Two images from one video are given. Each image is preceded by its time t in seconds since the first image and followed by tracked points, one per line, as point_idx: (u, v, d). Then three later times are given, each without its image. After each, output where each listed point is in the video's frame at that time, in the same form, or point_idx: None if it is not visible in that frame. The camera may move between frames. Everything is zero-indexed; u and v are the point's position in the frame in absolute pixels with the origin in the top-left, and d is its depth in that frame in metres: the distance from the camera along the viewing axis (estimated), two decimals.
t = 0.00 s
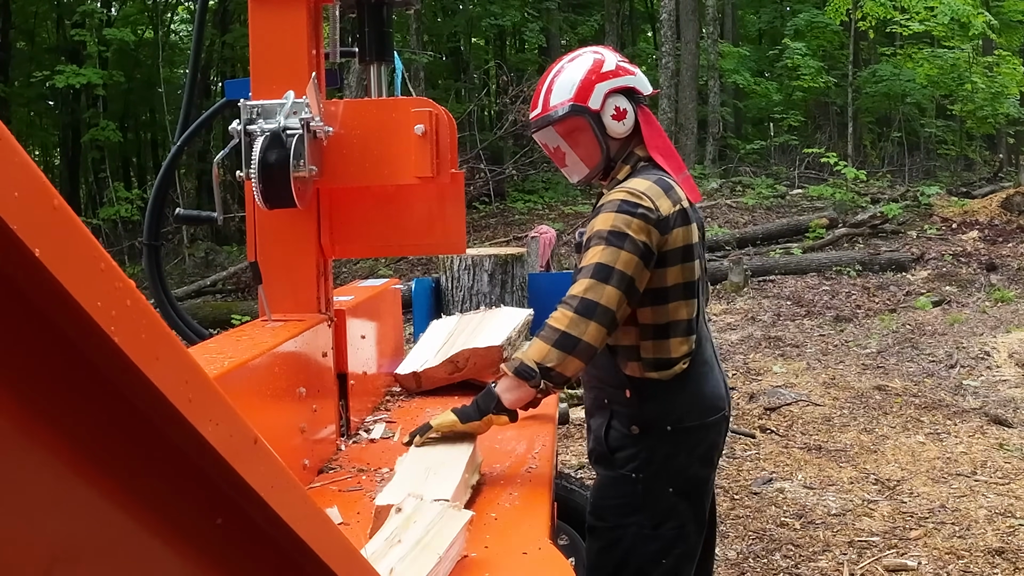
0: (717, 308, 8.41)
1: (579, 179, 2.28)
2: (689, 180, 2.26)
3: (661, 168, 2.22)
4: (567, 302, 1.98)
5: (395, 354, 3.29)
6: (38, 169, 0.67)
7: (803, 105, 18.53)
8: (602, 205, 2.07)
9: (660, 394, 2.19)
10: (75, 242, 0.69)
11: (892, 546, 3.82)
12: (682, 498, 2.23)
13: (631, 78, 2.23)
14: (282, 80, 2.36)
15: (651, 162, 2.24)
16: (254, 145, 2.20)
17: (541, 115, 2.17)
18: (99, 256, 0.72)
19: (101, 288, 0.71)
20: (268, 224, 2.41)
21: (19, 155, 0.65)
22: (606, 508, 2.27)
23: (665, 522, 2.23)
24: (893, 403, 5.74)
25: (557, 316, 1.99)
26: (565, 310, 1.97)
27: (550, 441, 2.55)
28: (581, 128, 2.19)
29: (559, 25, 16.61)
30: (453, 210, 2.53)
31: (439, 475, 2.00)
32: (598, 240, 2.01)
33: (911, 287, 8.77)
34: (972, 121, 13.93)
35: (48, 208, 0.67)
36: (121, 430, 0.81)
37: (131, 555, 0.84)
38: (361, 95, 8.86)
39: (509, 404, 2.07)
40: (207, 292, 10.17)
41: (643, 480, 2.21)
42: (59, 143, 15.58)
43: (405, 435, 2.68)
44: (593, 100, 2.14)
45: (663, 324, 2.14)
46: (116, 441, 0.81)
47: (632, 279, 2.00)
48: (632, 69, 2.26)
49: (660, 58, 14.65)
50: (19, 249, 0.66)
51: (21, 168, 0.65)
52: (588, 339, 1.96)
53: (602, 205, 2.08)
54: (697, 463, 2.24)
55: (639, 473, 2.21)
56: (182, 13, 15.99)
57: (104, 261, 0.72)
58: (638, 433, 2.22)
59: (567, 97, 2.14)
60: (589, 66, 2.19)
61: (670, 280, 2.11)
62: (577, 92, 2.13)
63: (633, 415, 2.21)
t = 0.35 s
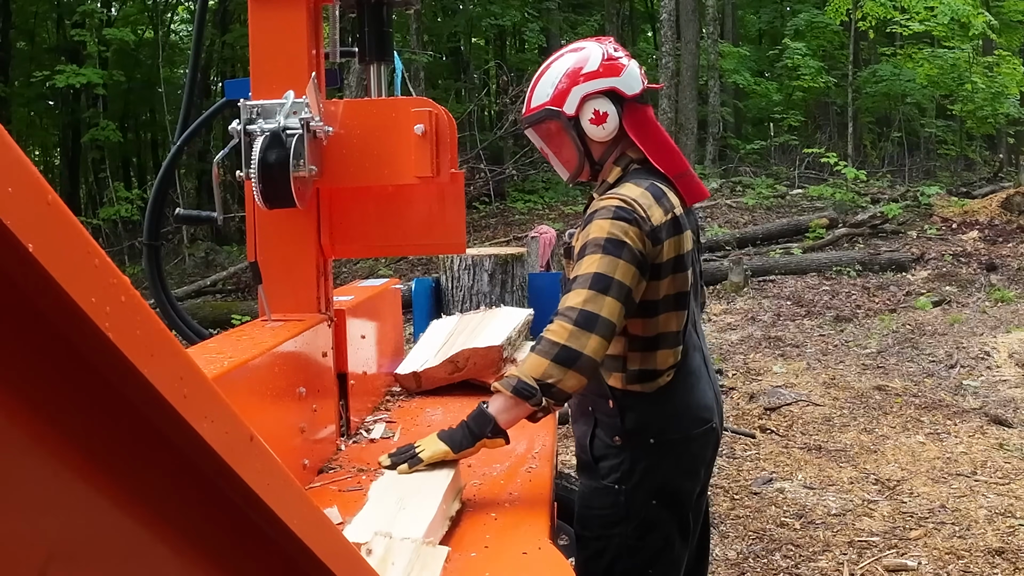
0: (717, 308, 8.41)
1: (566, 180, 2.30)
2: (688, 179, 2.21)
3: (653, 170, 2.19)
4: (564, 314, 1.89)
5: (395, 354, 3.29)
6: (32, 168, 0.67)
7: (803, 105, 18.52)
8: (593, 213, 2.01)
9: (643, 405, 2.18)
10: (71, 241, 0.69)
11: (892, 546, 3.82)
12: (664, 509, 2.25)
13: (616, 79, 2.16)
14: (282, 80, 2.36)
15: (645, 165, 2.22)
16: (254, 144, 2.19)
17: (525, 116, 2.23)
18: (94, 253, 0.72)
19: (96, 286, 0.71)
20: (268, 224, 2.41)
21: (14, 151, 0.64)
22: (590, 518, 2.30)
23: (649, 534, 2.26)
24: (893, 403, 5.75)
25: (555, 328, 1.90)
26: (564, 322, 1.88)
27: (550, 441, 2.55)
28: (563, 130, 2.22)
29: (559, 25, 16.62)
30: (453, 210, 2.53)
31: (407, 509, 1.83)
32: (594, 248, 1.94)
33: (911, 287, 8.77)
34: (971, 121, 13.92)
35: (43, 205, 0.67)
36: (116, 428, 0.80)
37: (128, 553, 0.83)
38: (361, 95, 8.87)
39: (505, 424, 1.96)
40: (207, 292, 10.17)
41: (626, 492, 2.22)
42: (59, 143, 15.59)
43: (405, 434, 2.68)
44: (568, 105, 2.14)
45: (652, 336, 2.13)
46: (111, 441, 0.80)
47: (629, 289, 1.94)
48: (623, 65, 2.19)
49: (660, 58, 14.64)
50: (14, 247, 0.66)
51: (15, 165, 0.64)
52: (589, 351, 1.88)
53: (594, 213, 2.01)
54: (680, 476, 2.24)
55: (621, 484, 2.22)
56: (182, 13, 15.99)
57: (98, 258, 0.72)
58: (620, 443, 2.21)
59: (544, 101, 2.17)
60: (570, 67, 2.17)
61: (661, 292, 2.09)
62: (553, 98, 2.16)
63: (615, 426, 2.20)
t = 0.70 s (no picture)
0: (717, 308, 8.41)
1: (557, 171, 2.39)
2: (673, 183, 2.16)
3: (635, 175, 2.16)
4: (546, 319, 1.88)
5: (395, 354, 3.29)
6: (34, 172, 0.67)
7: (803, 105, 18.53)
8: (584, 216, 2.00)
9: (643, 410, 2.19)
10: (72, 244, 0.69)
11: (892, 546, 3.83)
12: (667, 513, 2.28)
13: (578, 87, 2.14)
14: (282, 80, 2.36)
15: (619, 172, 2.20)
16: (254, 145, 2.19)
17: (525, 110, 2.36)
18: (96, 258, 0.72)
19: (97, 291, 0.71)
20: (268, 224, 2.41)
21: (15, 156, 0.64)
22: (592, 522, 2.32)
23: (651, 538, 2.29)
24: (893, 403, 5.75)
25: (536, 333, 1.88)
26: (544, 328, 1.87)
27: (550, 441, 2.55)
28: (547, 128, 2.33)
29: (559, 25, 16.62)
30: (453, 211, 2.53)
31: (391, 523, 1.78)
32: (581, 254, 1.93)
33: (911, 287, 8.77)
34: (971, 121, 13.93)
35: (45, 209, 0.67)
36: (115, 429, 0.80)
37: (128, 552, 0.84)
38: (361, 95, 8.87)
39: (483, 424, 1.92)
40: (208, 292, 10.17)
41: (627, 496, 2.24)
42: (59, 143, 15.59)
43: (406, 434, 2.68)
44: (538, 108, 2.24)
45: (648, 342, 2.12)
46: (112, 443, 0.80)
47: (615, 298, 1.92)
48: (591, 71, 2.15)
49: (660, 58, 14.65)
50: (15, 250, 0.66)
51: (17, 170, 0.65)
52: (569, 358, 1.86)
53: (584, 216, 2.00)
54: (681, 480, 2.26)
55: (623, 488, 2.24)
56: (182, 13, 16.00)
57: (101, 263, 0.72)
58: (621, 448, 2.22)
59: (529, 99, 2.30)
60: (550, 64, 2.21)
61: (653, 298, 2.07)
62: (531, 98, 2.26)
63: (616, 430, 2.21)
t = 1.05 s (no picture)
0: (717, 308, 8.41)
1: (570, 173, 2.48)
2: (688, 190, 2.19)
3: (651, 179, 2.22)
4: (599, 334, 2.01)
5: (395, 354, 3.29)
6: (36, 169, 0.67)
7: (803, 105, 18.52)
8: (611, 221, 2.07)
9: (655, 403, 2.25)
10: (72, 240, 0.69)
11: (892, 546, 3.82)
12: (672, 501, 2.32)
13: (589, 94, 2.21)
14: (282, 80, 2.36)
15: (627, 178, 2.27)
16: (254, 144, 2.19)
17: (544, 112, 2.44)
18: (98, 255, 0.72)
19: (98, 287, 0.71)
20: (269, 225, 2.41)
21: (17, 152, 0.64)
22: (599, 513, 2.33)
23: (657, 527, 2.32)
24: (893, 403, 5.75)
25: (590, 347, 2.03)
26: (598, 344, 2.01)
27: (549, 441, 2.55)
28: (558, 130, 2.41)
29: (559, 25, 16.62)
30: (453, 212, 2.53)
31: (389, 524, 1.77)
32: (617, 266, 2.03)
33: (911, 287, 8.77)
34: (971, 121, 13.93)
35: (45, 205, 0.67)
36: (115, 427, 0.80)
37: (129, 548, 0.83)
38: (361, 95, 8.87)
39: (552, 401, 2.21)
40: (207, 292, 10.17)
41: (637, 486, 2.27)
42: (59, 144, 15.60)
43: (405, 434, 2.68)
44: (553, 110, 2.32)
45: (669, 334, 2.23)
46: (112, 442, 0.80)
47: (655, 305, 2.03)
48: (603, 79, 2.20)
49: (660, 58, 14.64)
50: (17, 246, 0.66)
51: (18, 166, 0.65)
52: (623, 370, 2.00)
53: (612, 222, 2.07)
54: (686, 469, 2.33)
55: (632, 479, 2.27)
56: (182, 13, 16.01)
57: (102, 259, 0.72)
58: (632, 441, 2.26)
59: (546, 102, 2.39)
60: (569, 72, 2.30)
61: (678, 293, 2.19)
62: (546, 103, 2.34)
63: (627, 422, 2.26)
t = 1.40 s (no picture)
0: (717, 308, 8.41)
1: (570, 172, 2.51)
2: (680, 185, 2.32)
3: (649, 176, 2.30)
4: (598, 307, 2.15)
5: (394, 354, 3.29)
6: (35, 171, 0.66)
7: (803, 105, 18.51)
8: (606, 206, 2.21)
9: (656, 375, 2.33)
10: (73, 243, 0.69)
11: (892, 546, 3.82)
12: (674, 472, 2.37)
13: (596, 96, 2.26)
14: (282, 80, 2.36)
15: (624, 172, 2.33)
16: (254, 145, 2.19)
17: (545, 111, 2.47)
18: (98, 259, 0.72)
19: (99, 291, 0.71)
20: (269, 225, 2.41)
21: (18, 156, 0.65)
22: (603, 485, 2.37)
23: (660, 496, 2.35)
24: (893, 403, 5.75)
25: (591, 318, 2.16)
26: (597, 314, 2.14)
27: (550, 441, 2.55)
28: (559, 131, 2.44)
29: (559, 25, 16.62)
30: (453, 212, 2.53)
31: (389, 525, 1.77)
32: (613, 244, 2.16)
33: (911, 287, 8.77)
34: (971, 121, 13.93)
35: (47, 209, 0.67)
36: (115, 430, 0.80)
37: (129, 549, 0.83)
38: (361, 95, 8.85)
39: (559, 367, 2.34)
40: (207, 292, 10.17)
41: (641, 456, 2.33)
42: (59, 143, 15.59)
43: (405, 435, 2.68)
44: (558, 110, 2.35)
45: (665, 308, 2.32)
46: (112, 445, 0.80)
47: (650, 278, 2.15)
48: (612, 82, 2.27)
49: (660, 58, 14.64)
50: (17, 250, 0.66)
51: (19, 171, 0.65)
52: (622, 337, 2.13)
53: (607, 206, 2.21)
54: (686, 439, 2.38)
55: (637, 449, 2.32)
56: (182, 13, 16.00)
57: (102, 263, 0.72)
58: (635, 412, 2.33)
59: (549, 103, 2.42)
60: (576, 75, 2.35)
61: (672, 271, 2.29)
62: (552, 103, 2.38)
63: (630, 395, 2.33)
